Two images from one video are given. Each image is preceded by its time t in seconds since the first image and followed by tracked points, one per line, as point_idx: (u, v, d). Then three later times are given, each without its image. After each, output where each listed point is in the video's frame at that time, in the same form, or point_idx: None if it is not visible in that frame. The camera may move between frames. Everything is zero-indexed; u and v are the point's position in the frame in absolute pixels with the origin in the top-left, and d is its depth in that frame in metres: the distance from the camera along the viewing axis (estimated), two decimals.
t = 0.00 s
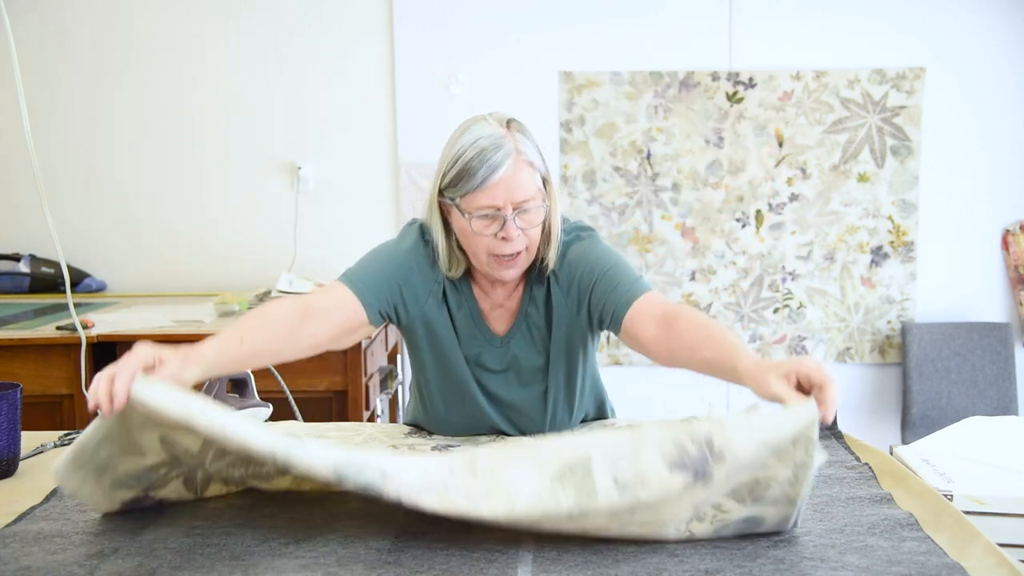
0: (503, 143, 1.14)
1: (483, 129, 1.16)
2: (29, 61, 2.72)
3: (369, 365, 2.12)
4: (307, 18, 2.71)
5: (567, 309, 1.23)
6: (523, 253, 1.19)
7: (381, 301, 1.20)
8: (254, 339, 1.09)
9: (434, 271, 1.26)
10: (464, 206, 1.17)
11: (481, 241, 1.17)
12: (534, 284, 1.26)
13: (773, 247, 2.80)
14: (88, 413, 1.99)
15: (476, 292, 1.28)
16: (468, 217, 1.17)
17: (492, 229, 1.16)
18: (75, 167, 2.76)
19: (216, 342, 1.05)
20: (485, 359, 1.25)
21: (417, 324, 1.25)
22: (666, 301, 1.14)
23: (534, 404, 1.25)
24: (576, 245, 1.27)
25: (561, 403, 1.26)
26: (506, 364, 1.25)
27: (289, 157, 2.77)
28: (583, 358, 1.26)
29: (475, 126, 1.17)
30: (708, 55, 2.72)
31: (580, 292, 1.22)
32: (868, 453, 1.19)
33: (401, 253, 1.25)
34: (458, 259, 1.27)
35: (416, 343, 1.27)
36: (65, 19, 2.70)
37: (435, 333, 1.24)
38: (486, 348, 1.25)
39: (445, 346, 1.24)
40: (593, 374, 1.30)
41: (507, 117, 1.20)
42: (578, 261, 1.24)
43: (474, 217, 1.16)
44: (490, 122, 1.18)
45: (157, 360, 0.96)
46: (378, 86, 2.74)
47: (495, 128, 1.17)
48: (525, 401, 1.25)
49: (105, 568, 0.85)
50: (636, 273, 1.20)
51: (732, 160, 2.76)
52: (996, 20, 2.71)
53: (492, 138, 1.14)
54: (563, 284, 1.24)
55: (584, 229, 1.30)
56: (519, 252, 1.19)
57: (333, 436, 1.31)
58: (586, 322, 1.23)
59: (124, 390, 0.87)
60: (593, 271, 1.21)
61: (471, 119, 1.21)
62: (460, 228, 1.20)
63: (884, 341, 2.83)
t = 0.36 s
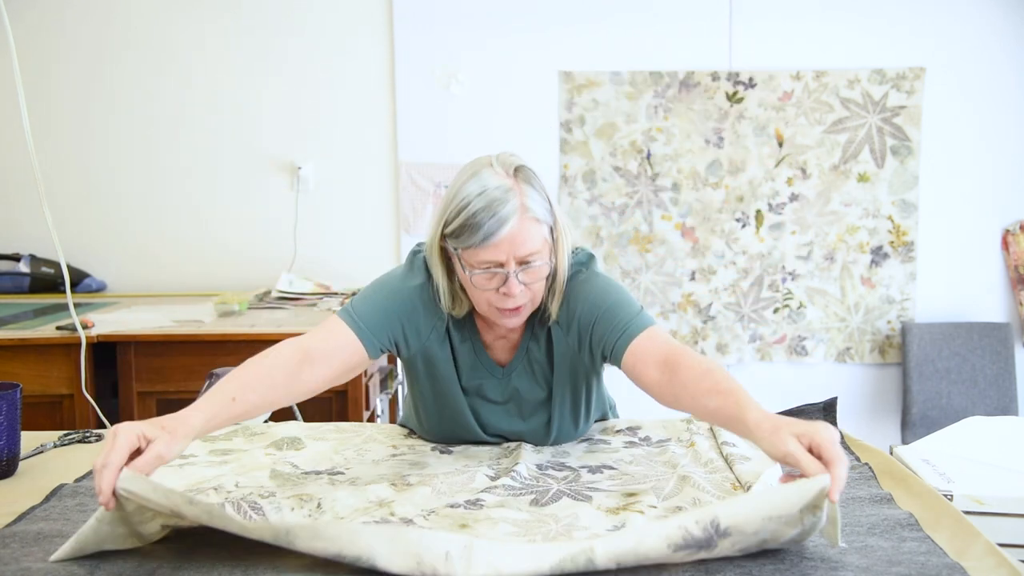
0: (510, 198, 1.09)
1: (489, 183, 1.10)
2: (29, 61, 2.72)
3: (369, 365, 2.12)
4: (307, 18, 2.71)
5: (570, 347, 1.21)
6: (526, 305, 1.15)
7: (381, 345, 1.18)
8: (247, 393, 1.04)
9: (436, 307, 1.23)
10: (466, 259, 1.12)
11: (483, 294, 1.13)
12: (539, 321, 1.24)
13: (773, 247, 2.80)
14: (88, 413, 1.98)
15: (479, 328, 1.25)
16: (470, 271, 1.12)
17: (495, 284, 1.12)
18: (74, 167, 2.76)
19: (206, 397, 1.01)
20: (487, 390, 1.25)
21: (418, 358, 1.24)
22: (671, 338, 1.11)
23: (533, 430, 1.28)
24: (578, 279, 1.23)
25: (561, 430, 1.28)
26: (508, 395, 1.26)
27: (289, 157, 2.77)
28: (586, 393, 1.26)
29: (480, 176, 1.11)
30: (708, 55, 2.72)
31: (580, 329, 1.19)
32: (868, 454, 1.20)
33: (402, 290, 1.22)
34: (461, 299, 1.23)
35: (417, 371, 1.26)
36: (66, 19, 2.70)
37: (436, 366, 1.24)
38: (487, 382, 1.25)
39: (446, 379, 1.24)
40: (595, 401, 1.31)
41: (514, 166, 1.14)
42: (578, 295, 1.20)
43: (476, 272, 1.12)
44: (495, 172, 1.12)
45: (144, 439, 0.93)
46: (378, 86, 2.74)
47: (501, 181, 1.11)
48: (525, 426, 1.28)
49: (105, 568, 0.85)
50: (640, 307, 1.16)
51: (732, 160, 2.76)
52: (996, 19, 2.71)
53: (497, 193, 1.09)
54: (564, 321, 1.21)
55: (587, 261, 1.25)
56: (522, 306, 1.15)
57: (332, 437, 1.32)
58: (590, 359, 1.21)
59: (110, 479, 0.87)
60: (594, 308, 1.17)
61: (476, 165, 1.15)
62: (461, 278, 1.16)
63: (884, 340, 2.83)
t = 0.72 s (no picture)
0: (518, 212, 1.07)
1: (496, 197, 1.08)
2: (29, 60, 2.72)
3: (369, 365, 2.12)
4: (307, 18, 2.71)
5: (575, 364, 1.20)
6: (532, 321, 1.13)
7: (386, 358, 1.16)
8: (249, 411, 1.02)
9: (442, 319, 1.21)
10: (471, 273, 1.11)
11: (487, 309, 1.12)
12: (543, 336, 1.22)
13: (773, 247, 2.80)
14: (88, 413, 1.98)
15: (482, 338, 1.24)
16: (475, 286, 1.11)
17: (501, 299, 1.10)
18: (75, 167, 2.76)
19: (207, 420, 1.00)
20: (490, 401, 1.25)
21: (422, 369, 1.23)
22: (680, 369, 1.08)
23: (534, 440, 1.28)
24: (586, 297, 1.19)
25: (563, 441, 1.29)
26: (510, 406, 1.26)
27: (289, 157, 2.77)
28: (589, 406, 1.26)
29: (488, 189, 1.10)
30: (708, 55, 2.72)
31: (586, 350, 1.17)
32: (868, 454, 1.20)
33: (409, 301, 1.19)
34: (466, 313, 1.21)
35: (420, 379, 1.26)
36: (66, 18, 2.70)
37: (439, 378, 1.23)
38: (490, 393, 1.25)
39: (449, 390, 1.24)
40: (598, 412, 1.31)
41: (524, 180, 1.12)
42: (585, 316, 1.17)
43: (481, 286, 1.10)
44: (504, 187, 1.10)
45: (143, 461, 0.93)
46: (378, 86, 2.74)
47: (509, 195, 1.09)
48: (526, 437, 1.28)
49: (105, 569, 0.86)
50: (649, 333, 1.13)
51: (732, 160, 2.76)
52: (995, 19, 2.71)
53: (505, 208, 1.07)
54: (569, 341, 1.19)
55: (596, 277, 1.22)
56: (528, 321, 1.13)
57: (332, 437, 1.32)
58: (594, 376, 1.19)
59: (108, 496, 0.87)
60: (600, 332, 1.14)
61: (486, 178, 1.13)
62: (467, 292, 1.14)
63: (884, 340, 2.83)
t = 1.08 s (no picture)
0: (536, 198, 1.07)
1: (512, 185, 1.08)
2: (29, 60, 2.72)
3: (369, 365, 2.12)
4: (307, 18, 2.71)
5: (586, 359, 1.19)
6: (558, 307, 1.13)
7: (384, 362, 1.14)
8: (271, 410, 1.04)
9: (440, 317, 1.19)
10: (496, 264, 1.09)
11: (515, 300, 1.10)
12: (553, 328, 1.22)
13: (773, 247, 2.80)
14: (88, 413, 1.98)
15: (489, 331, 1.22)
16: (502, 277, 1.09)
17: (528, 287, 1.09)
18: (75, 167, 2.76)
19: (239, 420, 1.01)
20: (492, 398, 1.24)
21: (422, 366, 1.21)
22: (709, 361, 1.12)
23: (536, 435, 1.28)
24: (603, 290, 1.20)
25: (564, 434, 1.28)
26: (513, 404, 1.24)
27: (289, 157, 2.77)
28: (591, 403, 1.26)
29: (500, 180, 1.09)
30: (708, 55, 2.72)
31: (604, 344, 1.17)
32: (868, 453, 1.20)
33: (405, 302, 1.17)
34: (472, 309, 1.19)
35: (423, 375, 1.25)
36: (66, 18, 2.70)
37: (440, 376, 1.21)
38: (493, 390, 1.23)
39: (450, 387, 1.23)
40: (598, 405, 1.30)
41: (531, 167, 1.12)
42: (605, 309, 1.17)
43: (508, 277, 1.09)
44: (515, 175, 1.10)
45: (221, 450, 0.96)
46: (378, 87, 2.74)
47: (522, 182, 1.09)
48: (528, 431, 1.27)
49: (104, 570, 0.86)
50: (670, 326, 1.15)
51: (732, 160, 2.76)
52: (995, 19, 2.71)
53: (523, 196, 1.06)
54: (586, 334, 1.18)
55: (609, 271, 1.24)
56: (555, 307, 1.12)
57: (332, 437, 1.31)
58: (608, 370, 1.19)
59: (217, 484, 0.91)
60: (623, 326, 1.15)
61: (492, 170, 1.13)
62: (489, 286, 1.12)
63: (884, 340, 2.83)
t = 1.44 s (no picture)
0: (554, 191, 1.06)
1: (531, 177, 1.07)
2: (29, 60, 2.72)
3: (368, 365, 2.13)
4: (307, 18, 2.71)
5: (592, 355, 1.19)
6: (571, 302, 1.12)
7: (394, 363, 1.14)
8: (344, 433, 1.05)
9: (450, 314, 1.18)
10: (511, 255, 1.09)
11: (528, 291, 1.09)
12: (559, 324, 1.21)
13: (773, 246, 2.80)
14: (88, 413, 1.98)
15: (497, 325, 1.22)
16: (516, 268, 1.08)
17: (541, 279, 1.08)
18: (74, 167, 2.76)
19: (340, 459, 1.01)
20: (496, 394, 1.24)
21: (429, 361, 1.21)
22: (712, 366, 1.11)
23: (538, 431, 1.27)
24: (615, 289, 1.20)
25: (566, 431, 1.28)
26: (516, 400, 1.24)
27: (289, 157, 2.77)
28: (594, 402, 1.25)
29: (519, 171, 1.09)
30: (708, 55, 2.72)
31: (610, 341, 1.17)
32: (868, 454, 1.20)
33: (413, 298, 1.16)
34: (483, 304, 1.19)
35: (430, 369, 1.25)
36: (66, 18, 2.70)
37: (446, 371, 1.21)
38: (498, 386, 1.23)
39: (455, 383, 1.22)
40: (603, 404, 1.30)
41: (550, 161, 1.12)
42: (612, 308, 1.17)
43: (522, 268, 1.08)
44: (535, 168, 1.10)
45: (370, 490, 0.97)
46: (378, 87, 2.74)
47: (541, 175, 1.08)
48: (531, 428, 1.27)
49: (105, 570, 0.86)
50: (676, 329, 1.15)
51: (732, 160, 2.76)
52: (995, 19, 2.71)
53: (541, 189, 1.06)
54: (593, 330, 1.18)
55: (620, 271, 1.23)
56: (568, 302, 1.11)
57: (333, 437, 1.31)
58: (614, 368, 1.19)
59: (413, 509, 0.97)
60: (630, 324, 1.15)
61: (510, 162, 1.12)
62: (502, 276, 1.12)
63: (884, 340, 2.83)
